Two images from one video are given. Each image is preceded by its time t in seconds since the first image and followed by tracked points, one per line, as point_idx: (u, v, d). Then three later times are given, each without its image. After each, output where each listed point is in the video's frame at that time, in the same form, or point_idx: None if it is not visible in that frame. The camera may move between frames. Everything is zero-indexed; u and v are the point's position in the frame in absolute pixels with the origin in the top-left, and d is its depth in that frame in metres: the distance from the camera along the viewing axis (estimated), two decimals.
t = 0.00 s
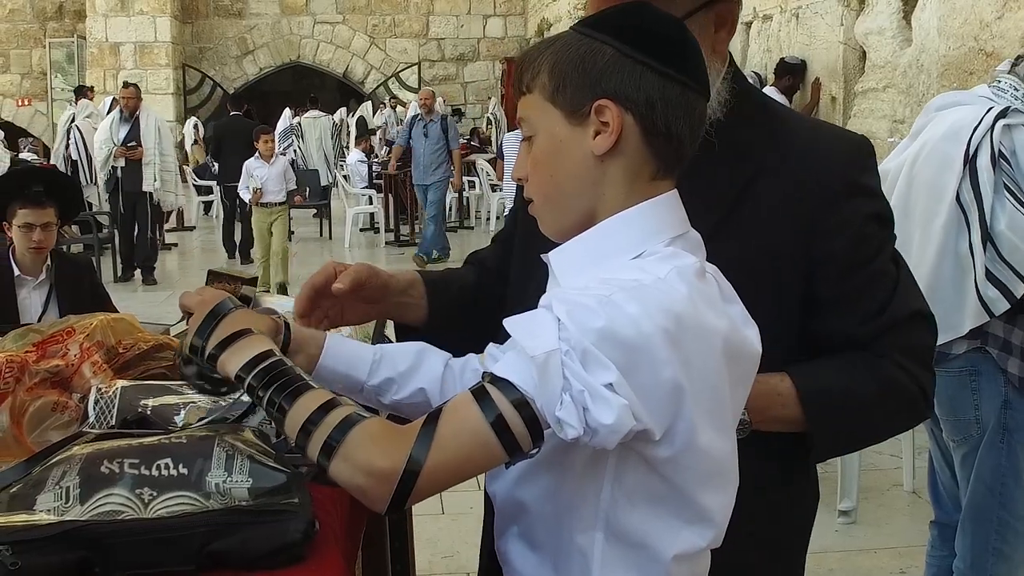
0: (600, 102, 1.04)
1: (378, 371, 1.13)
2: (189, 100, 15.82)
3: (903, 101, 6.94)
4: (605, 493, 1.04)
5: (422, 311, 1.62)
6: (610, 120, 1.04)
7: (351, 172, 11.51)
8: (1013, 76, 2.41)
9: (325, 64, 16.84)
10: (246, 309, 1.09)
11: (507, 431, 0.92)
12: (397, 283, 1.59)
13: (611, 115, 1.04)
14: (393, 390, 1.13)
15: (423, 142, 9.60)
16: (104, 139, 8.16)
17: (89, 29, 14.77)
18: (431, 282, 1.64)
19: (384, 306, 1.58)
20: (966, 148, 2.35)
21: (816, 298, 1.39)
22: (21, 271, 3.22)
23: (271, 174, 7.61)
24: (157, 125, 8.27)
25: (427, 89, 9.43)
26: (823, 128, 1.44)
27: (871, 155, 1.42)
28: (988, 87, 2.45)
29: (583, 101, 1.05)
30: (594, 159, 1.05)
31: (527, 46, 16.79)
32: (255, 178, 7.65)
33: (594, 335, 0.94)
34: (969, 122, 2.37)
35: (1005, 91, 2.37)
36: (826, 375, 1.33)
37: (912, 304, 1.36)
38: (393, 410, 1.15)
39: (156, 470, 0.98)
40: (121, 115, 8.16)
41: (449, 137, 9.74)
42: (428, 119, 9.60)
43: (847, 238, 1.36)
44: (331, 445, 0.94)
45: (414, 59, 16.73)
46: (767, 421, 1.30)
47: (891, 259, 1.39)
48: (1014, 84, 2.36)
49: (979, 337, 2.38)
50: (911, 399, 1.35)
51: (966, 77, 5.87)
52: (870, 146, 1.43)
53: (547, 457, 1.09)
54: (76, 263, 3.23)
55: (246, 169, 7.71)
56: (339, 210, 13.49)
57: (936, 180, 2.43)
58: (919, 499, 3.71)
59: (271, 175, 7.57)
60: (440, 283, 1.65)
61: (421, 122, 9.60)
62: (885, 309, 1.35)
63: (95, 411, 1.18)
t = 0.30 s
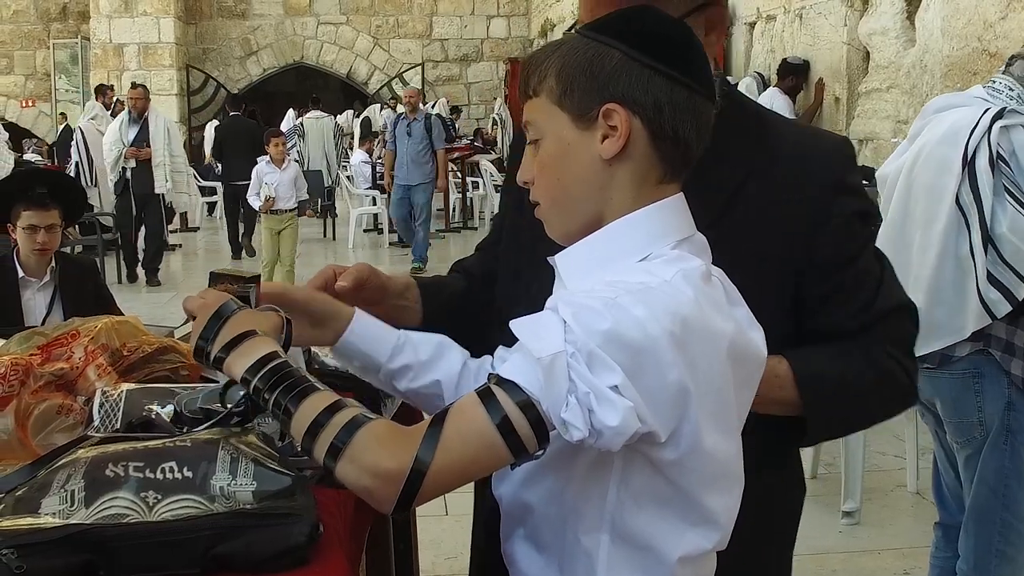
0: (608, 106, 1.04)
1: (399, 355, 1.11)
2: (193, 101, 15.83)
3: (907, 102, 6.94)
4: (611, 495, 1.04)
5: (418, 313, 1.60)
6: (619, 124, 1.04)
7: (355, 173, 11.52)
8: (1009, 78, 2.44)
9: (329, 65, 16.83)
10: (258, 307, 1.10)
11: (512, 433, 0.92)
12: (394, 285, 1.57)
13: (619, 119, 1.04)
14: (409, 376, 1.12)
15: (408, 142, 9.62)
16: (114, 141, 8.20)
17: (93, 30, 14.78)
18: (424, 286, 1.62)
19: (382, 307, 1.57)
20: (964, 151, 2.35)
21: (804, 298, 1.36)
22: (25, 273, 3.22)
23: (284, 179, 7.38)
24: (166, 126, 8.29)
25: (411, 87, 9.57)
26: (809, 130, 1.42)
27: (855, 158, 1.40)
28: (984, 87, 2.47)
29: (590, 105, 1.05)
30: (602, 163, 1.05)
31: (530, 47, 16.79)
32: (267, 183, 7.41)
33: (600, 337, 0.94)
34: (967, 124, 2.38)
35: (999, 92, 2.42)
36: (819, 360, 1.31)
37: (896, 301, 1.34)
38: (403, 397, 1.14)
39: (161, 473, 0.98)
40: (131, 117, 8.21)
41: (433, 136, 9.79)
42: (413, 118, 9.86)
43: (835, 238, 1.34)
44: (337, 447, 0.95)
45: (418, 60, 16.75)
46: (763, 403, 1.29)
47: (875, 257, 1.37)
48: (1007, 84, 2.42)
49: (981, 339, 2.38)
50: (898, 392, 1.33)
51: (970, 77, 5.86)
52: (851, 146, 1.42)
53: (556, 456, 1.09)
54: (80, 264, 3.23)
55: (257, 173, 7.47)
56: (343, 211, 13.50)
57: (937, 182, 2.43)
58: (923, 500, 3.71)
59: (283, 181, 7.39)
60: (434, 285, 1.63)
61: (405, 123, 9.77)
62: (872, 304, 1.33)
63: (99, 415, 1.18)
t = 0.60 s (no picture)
0: (616, 112, 1.05)
1: (386, 361, 1.14)
2: (196, 102, 15.85)
3: (910, 103, 6.95)
4: (617, 497, 1.04)
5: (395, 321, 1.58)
6: (627, 130, 1.04)
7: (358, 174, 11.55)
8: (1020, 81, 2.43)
9: (332, 65, 16.81)
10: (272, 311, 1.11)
11: (513, 435, 0.93)
12: (377, 288, 1.55)
13: (627, 124, 1.04)
14: (398, 380, 1.15)
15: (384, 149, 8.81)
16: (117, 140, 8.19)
17: (96, 31, 14.79)
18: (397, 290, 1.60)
19: (365, 310, 1.55)
20: (971, 151, 2.35)
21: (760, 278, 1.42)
22: (29, 275, 3.23)
23: (290, 185, 7.27)
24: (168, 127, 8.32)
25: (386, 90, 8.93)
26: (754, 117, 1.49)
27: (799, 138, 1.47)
28: (996, 90, 2.47)
29: (599, 111, 1.05)
30: (610, 169, 1.06)
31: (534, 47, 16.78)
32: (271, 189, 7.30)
33: (603, 341, 0.94)
34: (974, 125, 2.38)
35: (1012, 94, 2.40)
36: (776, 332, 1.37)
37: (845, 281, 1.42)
38: (393, 400, 1.17)
39: (166, 477, 0.98)
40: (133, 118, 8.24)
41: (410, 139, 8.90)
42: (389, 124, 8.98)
43: (784, 218, 1.41)
44: (343, 443, 0.95)
45: (421, 60, 16.76)
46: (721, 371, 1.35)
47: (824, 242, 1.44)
48: (1019, 86, 2.41)
49: (978, 339, 2.38)
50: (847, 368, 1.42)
51: (973, 77, 5.87)
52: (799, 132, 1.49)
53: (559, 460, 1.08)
54: (83, 265, 3.24)
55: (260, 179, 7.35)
56: (347, 211, 13.51)
57: (941, 183, 2.42)
58: (926, 501, 3.71)
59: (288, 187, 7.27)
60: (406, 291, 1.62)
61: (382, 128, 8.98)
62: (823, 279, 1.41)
63: (104, 418, 1.18)
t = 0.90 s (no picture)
0: (619, 117, 1.05)
1: (382, 375, 1.13)
2: (199, 102, 15.87)
3: (912, 103, 6.96)
4: (617, 502, 1.04)
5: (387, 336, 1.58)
6: (630, 136, 1.05)
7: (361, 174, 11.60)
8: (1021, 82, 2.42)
9: (335, 66, 16.83)
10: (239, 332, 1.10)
11: (525, 457, 0.94)
12: (369, 302, 1.56)
13: (630, 130, 1.05)
14: (396, 395, 1.13)
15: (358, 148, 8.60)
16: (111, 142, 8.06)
17: (99, 32, 14.81)
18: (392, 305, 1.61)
19: (359, 325, 1.57)
20: (969, 153, 2.34)
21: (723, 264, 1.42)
22: (32, 275, 3.24)
23: (298, 186, 7.04)
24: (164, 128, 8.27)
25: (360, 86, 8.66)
26: (743, 115, 1.50)
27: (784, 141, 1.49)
28: (997, 91, 2.47)
29: (602, 115, 1.05)
30: (612, 174, 1.06)
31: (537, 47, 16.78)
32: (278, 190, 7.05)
33: (605, 354, 0.95)
34: (973, 127, 2.37)
35: (1012, 96, 2.39)
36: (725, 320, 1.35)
37: (801, 273, 1.41)
38: (395, 416, 1.16)
39: (168, 479, 0.99)
40: (128, 119, 8.14)
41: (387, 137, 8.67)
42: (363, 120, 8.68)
43: (762, 213, 1.41)
44: (358, 483, 0.98)
45: (424, 61, 16.78)
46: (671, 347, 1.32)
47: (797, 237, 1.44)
48: (1017, 87, 2.41)
49: (983, 342, 2.40)
50: (794, 365, 1.37)
51: (976, 78, 5.87)
52: (778, 128, 1.50)
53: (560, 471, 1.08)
54: (86, 266, 3.26)
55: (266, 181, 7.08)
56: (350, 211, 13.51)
57: (942, 185, 2.42)
58: (928, 501, 3.71)
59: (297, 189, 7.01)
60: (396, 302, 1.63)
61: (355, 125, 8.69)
62: (777, 268, 1.40)
63: (108, 421, 1.20)
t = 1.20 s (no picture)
0: (620, 122, 1.05)
1: (379, 382, 1.15)
2: (201, 103, 15.88)
3: (913, 103, 6.96)
4: (613, 503, 1.05)
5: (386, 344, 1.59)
6: (630, 140, 1.05)
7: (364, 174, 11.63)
8: None
9: (337, 66, 16.84)
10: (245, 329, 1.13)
11: (512, 454, 0.95)
12: (372, 312, 1.57)
13: (630, 135, 1.05)
14: (393, 402, 1.14)
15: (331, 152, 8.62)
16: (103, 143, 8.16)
17: (101, 33, 14.83)
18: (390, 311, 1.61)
19: (358, 337, 1.56)
20: (972, 153, 2.34)
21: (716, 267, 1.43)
22: (34, 276, 3.26)
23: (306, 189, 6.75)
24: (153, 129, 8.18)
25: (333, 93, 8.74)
26: (742, 119, 1.51)
27: (785, 148, 1.49)
28: (1001, 91, 2.46)
29: (601, 120, 1.06)
30: (611, 177, 1.07)
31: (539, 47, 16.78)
32: (285, 192, 6.75)
33: (597, 357, 0.95)
34: (976, 127, 2.37)
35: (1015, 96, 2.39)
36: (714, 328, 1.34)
37: (796, 282, 1.39)
38: (391, 423, 1.16)
39: (167, 481, 0.99)
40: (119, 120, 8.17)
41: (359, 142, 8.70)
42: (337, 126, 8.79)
43: (760, 218, 1.41)
44: (349, 470, 0.99)
45: (425, 61, 16.79)
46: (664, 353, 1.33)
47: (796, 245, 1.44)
48: (1020, 88, 2.41)
49: (979, 341, 2.38)
50: (786, 379, 1.37)
51: (977, 78, 5.87)
52: (782, 135, 1.51)
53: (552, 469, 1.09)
54: (86, 266, 3.26)
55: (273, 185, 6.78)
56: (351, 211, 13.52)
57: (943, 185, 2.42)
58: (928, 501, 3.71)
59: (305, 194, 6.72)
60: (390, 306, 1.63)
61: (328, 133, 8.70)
62: (773, 274, 1.39)
63: (108, 422, 1.19)
